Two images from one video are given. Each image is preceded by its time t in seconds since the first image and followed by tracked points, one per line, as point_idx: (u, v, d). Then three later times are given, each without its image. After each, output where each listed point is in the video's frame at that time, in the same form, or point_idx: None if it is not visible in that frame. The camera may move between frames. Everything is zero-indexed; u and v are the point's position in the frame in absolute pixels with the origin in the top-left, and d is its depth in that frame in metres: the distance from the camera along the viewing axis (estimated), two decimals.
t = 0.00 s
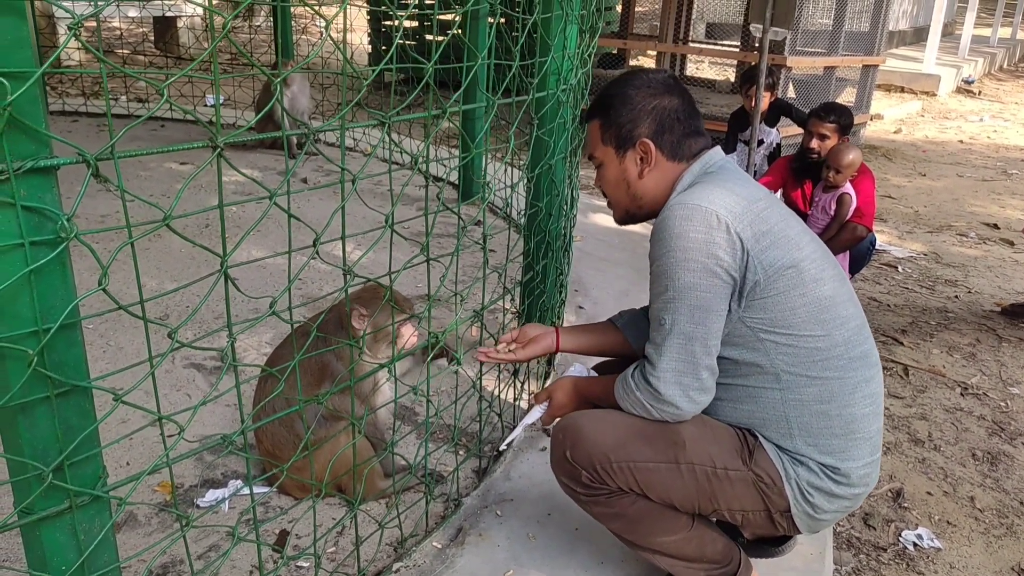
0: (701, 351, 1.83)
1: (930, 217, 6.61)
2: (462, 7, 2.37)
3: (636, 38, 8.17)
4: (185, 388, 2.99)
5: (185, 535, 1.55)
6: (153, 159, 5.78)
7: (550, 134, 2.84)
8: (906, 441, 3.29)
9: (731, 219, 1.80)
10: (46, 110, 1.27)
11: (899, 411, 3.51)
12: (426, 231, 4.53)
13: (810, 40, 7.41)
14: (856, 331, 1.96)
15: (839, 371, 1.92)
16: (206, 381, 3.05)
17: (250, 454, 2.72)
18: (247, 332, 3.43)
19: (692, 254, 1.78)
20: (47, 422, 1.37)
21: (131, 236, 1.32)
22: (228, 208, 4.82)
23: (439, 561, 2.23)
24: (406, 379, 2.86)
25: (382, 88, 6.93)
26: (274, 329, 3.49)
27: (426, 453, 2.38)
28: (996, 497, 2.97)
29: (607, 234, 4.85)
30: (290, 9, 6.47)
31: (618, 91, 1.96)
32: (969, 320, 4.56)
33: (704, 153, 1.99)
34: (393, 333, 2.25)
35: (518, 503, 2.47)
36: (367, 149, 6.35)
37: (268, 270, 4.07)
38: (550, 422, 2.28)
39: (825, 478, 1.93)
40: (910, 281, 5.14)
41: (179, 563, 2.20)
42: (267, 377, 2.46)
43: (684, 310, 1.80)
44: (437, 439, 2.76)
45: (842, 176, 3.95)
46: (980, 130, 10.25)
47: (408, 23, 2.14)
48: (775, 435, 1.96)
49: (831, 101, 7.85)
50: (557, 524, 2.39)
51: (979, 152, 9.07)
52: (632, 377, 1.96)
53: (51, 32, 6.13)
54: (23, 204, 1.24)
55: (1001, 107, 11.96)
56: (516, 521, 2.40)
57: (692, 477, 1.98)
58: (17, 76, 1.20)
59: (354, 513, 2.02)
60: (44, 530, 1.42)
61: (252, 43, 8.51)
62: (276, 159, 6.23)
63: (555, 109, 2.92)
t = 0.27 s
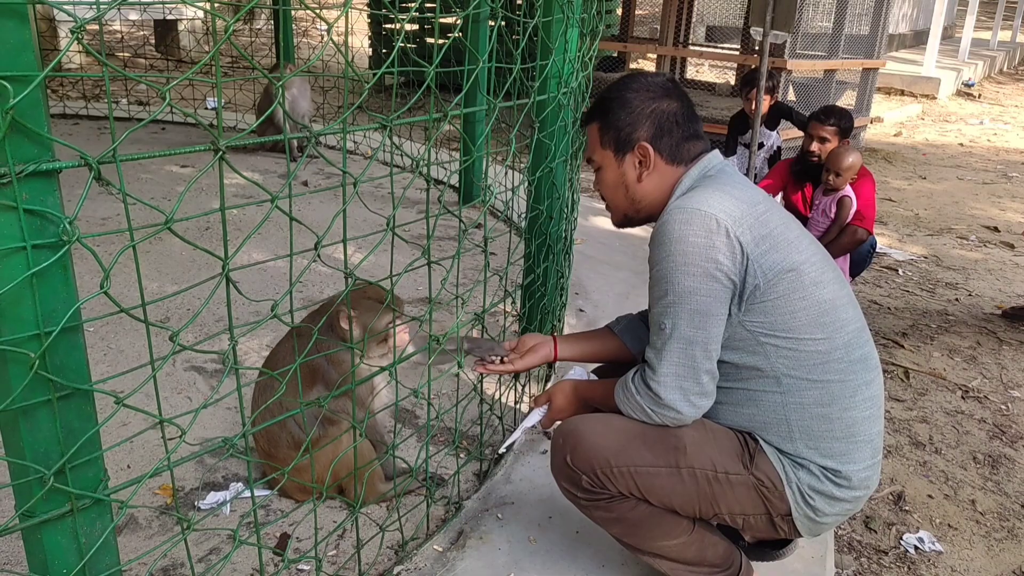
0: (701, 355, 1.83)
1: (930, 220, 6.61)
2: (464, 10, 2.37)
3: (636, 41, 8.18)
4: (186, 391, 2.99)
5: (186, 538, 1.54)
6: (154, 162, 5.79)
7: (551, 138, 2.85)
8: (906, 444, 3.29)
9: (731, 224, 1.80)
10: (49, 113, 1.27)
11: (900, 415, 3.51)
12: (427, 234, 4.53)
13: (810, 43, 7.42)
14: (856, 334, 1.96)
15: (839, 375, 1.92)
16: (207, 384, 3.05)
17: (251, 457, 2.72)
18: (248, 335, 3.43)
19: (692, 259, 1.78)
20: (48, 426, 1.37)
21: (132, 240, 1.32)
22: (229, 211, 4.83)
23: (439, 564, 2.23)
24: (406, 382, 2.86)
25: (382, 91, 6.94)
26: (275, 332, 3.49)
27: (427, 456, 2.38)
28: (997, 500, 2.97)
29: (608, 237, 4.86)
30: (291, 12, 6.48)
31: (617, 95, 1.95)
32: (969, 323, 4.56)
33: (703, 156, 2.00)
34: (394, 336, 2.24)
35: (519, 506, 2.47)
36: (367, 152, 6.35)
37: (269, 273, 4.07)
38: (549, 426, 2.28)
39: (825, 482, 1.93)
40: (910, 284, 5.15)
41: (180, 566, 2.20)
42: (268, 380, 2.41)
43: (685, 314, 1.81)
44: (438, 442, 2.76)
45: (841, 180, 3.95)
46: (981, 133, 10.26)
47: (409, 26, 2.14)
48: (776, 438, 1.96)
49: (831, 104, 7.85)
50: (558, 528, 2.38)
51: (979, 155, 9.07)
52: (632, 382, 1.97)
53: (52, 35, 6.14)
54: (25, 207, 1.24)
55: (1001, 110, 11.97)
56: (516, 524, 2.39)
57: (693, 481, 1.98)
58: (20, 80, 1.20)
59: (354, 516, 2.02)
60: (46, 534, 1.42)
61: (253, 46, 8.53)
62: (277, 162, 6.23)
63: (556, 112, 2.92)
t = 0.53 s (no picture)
0: (699, 355, 1.83)
1: (930, 220, 6.61)
2: (464, 10, 2.37)
3: (636, 42, 8.18)
4: (186, 391, 2.99)
5: (186, 538, 1.55)
6: (155, 163, 5.79)
7: (551, 138, 2.85)
8: (906, 443, 3.29)
9: (729, 223, 1.80)
10: (50, 112, 1.27)
11: (900, 415, 3.51)
12: (427, 234, 4.53)
13: (810, 43, 7.42)
14: (855, 333, 1.96)
15: (838, 374, 1.92)
16: (207, 384, 3.05)
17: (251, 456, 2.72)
18: (248, 335, 3.43)
19: (690, 259, 1.78)
20: (49, 425, 1.37)
21: (133, 239, 1.32)
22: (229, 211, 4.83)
23: (440, 564, 2.23)
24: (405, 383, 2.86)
25: (382, 91, 6.94)
26: (275, 332, 3.49)
27: (427, 456, 2.38)
28: (997, 500, 2.97)
29: (608, 237, 4.86)
30: (291, 13, 6.48)
31: (615, 95, 1.96)
32: (970, 323, 4.56)
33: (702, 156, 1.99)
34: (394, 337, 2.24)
35: (519, 506, 2.47)
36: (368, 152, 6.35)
37: (269, 273, 4.07)
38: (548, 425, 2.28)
39: (825, 481, 1.94)
40: (910, 284, 5.15)
41: (180, 566, 2.20)
42: (266, 380, 2.41)
43: (682, 314, 1.81)
44: (438, 442, 2.76)
45: (841, 180, 3.95)
46: (981, 133, 10.26)
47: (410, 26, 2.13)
48: (775, 438, 1.96)
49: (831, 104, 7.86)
50: (558, 527, 2.39)
51: (979, 155, 9.08)
52: (631, 382, 1.97)
53: (53, 35, 6.14)
54: (25, 207, 1.25)
55: (1001, 110, 11.98)
56: (517, 524, 2.40)
57: (692, 482, 1.98)
58: (20, 80, 1.20)
59: (355, 516, 2.02)
60: (46, 533, 1.42)
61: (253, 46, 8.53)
62: (277, 162, 6.24)
63: (557, 112, 2.92)
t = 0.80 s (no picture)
0: (699, 359, 1.83)
1: (931, 220, 6.61)
2: (465, 9, 2.37)
3: (636, 42, 8.18)
4: (187, 391, 2.99)
5: (187, 538, 1.55)
6: (155, 162, 5.80)
7: (552, 138, 2.85)
8: (907, 443, 3.29)
9: (730, 227, 1.80)
10: (51, 112, 1.27)
11: (900, 414, 3.51)
12: (428, 234, 4.53)
13: (810, 43, 7.42)
14: (855, 337, 1.96)
15: (838, 378, 1.92)
16: (208, 384, 3.05)
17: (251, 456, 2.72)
18: (249, 334, 3.43)
19: (691, 262, 1.78)
20: (50, 425, 1.37)
21: (134, 239, 1.32)
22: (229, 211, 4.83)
23: (440, 563, 2.23)
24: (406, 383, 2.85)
25: (383, 91, 6.95)
26: (276, 331, 3.49)
27: (428, 456, 2.38)
28: (997, 500, 2.97)
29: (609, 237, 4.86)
30: (292, 13, 6.49)
31: (619, 94, 1.95)
32: (970, 323, 4.56)
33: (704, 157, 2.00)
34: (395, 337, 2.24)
35: (520, 506, 2.47)
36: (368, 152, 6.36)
37: (270, 273, 4.08)
38: (548, 426, 2.29)
39: (824, 484, 1.94)
40: (910, 284, 5.15)
41: (181, 566, 2.20)
42: (268, 380, 2.41)
43: (683, 318, 1.81)
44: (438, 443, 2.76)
45: (841, 179, 3.95)
46: (981, 133, 10.27)
47: (410, 26, 2.14)
48: (774, 441, 1.96)
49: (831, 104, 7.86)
50: (558, 527, 2.39)
51: (980, 155, 9.08)
52: (631, 384, 1.97)
53: (53, 36, 6.14)
54: (27, 207, 1.25)
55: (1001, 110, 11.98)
56: (517, 524, 2.40)
57: (690, 484, 1.98)
58: (22, 80, 1.20)
59: (355, 516, 2.02)
60: (46, 533, 1.42)
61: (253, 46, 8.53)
62: (277, 162, 6.24)
63: (557, 112, 2.91)
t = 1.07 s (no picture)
0: (701, 360, 1.83)
1: (931, 220, 6.61)
2: (466, 9, 2.38)
3: (636, 41, 8.19)
4: (188, 390, 2.99)
5: (189, 536, 1.55)
6: (156, 162, 5.80)
7: (553, 137, 2.85)
8: (908, 443, 3.29)
9: (731, 228, 1.80)
10: (53, 111, 1.27)
11: (901, 414, 3.51)
12: (428, 233, 4.53)
13: (810, 43, 7.42)
14: (858, 337, 1.96)
15: (840, 379, 1.92)
16: (209, 383, 3.05)
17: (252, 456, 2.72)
18: (250, 334, 3.43)
19: (692, 264, 1.78)
20: (52, 424, 1.37)
21: (136, 238, 1.32)
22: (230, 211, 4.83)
23: (442, 563, 2.23)
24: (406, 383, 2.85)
25: (383, 91, 6.95)
26: (277, 331, 3.49)
27: (429, 455, 2.38)
28: (998, 500, 2.97)
29: (610, 237, 4.86)
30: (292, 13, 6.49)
31: (614, 98, 1.95)
32: (971, 323, 4.56)
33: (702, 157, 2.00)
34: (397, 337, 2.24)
35: (521, 506, 2.47)
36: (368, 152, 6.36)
37: (271, 273, 4.08)
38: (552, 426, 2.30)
39: (826, 484, 1.94)
40: (911, 284, 5.15)
41: (182, 565, 2.20)
42: (269, 379, 2.41)
43: (685, 320, 1.81)
44: (439, 443, 2.75)
45: (841, 179, 3.96)
46: (982, 133, 10.27)
47: (411, 25, 2.15)
48: (776, 442, 1.96)
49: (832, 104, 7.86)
50: (559, 527, 2.39)
51: (980, 155, 9.08)
52: (632, 385, 1.97)
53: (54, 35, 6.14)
54: (29, 206, 1.25)
55: (1002, 110, 11.98)
56: (518, 523, 2.40)
57: (693, 485, 1.98)
58: (24, 79, 1.20)
59: (356, 515, 2.02)
60: (49, 532, 1.43)
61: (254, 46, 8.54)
62: (278, 161, 6.24)
63: (558, 112, 2.91)
